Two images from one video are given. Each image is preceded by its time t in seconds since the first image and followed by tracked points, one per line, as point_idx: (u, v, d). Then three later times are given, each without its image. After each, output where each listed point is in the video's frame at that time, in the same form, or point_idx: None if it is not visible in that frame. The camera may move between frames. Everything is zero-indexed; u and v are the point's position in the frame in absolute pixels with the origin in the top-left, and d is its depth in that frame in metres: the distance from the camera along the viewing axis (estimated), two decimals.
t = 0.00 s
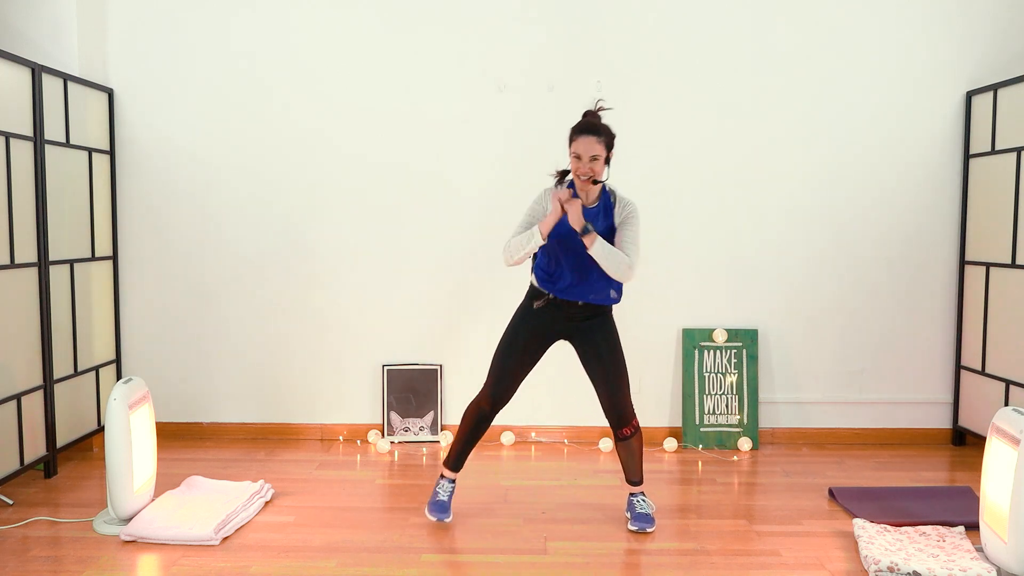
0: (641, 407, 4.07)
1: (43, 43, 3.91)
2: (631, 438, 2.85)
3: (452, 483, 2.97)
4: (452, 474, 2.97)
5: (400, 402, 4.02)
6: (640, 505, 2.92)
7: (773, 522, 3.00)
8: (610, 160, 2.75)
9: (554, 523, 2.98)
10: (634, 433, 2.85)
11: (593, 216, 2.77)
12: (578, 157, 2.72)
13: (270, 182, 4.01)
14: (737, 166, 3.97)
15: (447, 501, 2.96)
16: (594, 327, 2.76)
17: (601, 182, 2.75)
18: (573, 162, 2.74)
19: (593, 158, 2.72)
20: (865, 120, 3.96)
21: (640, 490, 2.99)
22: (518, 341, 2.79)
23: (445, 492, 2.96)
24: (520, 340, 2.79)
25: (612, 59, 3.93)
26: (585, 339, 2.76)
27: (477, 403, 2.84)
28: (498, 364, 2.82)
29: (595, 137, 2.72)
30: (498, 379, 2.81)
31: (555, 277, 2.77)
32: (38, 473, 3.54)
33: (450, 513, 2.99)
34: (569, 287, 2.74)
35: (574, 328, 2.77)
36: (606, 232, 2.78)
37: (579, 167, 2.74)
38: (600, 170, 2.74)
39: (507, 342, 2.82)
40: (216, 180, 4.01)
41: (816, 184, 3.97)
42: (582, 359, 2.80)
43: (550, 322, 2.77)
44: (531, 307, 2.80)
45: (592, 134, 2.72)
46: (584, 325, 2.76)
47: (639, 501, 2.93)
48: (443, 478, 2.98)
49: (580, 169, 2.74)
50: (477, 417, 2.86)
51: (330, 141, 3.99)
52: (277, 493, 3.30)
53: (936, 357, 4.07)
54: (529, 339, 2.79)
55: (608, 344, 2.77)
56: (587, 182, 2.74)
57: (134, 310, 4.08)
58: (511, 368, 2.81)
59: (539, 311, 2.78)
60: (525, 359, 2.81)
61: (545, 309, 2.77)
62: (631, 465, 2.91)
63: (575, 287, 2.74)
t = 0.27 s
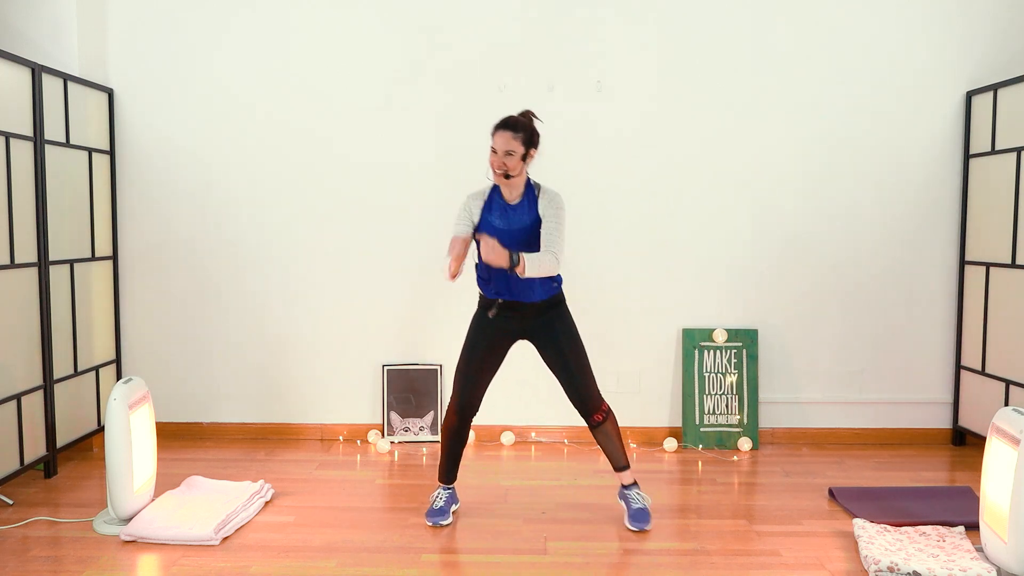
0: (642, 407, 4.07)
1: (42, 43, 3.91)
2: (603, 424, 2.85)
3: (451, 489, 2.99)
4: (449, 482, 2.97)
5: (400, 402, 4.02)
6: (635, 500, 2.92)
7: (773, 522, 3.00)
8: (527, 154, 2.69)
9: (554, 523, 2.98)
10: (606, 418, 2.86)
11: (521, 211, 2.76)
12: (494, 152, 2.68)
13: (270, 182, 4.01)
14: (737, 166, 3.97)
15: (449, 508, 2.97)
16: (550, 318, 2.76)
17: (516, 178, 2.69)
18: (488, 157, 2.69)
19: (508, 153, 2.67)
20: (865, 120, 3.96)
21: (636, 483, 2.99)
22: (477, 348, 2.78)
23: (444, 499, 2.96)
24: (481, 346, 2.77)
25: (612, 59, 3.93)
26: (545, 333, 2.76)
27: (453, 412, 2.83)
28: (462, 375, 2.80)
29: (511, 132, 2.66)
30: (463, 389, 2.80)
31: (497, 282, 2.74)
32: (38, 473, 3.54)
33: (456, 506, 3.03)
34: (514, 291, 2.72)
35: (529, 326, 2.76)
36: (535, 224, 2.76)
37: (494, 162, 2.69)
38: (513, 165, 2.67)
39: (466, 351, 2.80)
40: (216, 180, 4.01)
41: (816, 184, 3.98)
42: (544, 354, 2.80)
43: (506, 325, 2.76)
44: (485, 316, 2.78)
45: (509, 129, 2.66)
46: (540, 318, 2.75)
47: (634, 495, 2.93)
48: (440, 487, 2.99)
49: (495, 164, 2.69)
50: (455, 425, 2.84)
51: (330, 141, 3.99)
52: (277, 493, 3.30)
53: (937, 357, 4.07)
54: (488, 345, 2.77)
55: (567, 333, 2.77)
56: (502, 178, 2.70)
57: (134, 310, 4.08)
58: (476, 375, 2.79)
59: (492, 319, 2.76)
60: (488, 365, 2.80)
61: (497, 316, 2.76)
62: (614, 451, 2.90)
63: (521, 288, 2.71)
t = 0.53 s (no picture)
0: (642, 407, 4.07)
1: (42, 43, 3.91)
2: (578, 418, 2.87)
3: (451, 491, 2.97)
4: (448, 484, 2.96)
5: (400, 402, 4.02)
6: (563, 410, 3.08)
7: (773, 522, 3.00)
8: (486, 157, 2.74)
9: (553, 523, 2.98)
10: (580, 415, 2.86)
11: (487, 219, 2.75)
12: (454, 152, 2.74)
13: (270, 182, 4.01)
14: (738, 166, 3.96)
15: (450, 508, 2.96)
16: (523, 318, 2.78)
17: (474, 179, 2.72)
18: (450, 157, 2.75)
19: (468, 153, 2.72)
20: (865, 120, 3.96)
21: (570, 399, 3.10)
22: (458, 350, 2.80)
23: (445, 499, 2.95)
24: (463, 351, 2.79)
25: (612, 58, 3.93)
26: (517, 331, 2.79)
27: (445, 421, 2.83)
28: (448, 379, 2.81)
29: (472, 134, 2.74)
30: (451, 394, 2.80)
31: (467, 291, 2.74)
32: (38, 473, 3.54)
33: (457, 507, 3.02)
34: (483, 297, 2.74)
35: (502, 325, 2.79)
36: (501, 231, 2.74)
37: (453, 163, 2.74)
38: (472, 165, 2.72)
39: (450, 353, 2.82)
40: (216, 180, 4.01)
41: (816, 184, 3.97)
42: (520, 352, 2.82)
43: (480, 326, 2.79)
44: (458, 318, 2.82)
45: (470, 131, 2.74)
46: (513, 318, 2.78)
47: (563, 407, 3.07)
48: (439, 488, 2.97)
49: (456, 165, 2.73)
50: (446, 429, 2.84)
51: (330, 141, 3.99)
52: (277, 493, 3.30)
53: (937, 357, 4.07)
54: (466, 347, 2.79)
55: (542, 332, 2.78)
56: (460, 178, 2.72)
57: (134, 310, 4.08)
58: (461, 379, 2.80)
59: (463, 321, 2.80)
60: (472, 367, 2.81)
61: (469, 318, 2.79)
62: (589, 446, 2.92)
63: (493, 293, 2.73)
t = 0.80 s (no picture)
0: (642, 407, 4.07)
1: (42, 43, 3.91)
2: (597, 413, 2.89)
3: (451, 490, 2.98)
4: (449, 483, 2.97)
5: (400, 402, 4.02)
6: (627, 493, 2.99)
7: (773, 522, 3.00)
8: (526, 141, 2.81)
9: (553, 523, 2.98)
10: (599, 409, 2.88)
11: (514, 204, 2.81)
12: (496, 136, 2.76)
13: (270, 181, 4.01)
14: (738, 166, 3.96)
15: (450, 507, 2.97)
16: (543, 309, 2.81)
17: (518, 161, 2.78)
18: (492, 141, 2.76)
19: (512, 137, 2.77)
20: (865, 120, 3.96)
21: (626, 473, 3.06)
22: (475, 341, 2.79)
23: (445, 498, 2.96)
24: (480, 342, 2.79)
25: (612, 59, 3.93)
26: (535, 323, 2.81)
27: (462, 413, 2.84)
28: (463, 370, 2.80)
29: (512, 118, 2.78)
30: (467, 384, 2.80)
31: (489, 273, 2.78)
32: (38, 473, 3.54)
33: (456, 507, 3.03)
34: (506, 283, 2.77)
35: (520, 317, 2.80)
36: (529, 216, 2.82)
37: (496, 145, 2.77)
38: (517, 148, 2.77)
39: (464, 345, 2.81)
40: (216, 180, 4.01)
41: (815, 184, 3.97)
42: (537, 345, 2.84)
43: (498, 316, 2.79)
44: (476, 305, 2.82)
45: (511, 116, 2.78)
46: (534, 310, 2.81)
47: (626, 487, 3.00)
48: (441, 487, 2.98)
49: (499, 147, 2.76)
50: (458, 420, 2.83)
51: (330, 141, 3.99)
52: (277, 493, 3.30)
53: (937, 357, 4.07)
54: (483, 339, 2.79)
55: (560, 324, 2.82)
56: (504, 160, 2.76)
57: (134, 310, 4.08)
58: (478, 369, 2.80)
59: (480, 309, 2.80)
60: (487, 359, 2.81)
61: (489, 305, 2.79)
62: (608, 442, 2.93)
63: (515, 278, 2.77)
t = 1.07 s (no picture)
0: (642, 407, 4.07)
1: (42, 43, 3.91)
2: (627, 435, 2.91)
3: (455, 488, 3.01)
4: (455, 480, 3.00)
5: (400, 402, 4.02)
6: (632, 501, 2.97)
7: (773, 522, 3.00)
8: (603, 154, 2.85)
9: (553, 523, 2.98)
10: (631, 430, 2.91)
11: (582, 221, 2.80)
12: (576, 147, 2.79)
13: (270, 181, 4.01)
14: (737, 166, 3.96)
15: (450, 506, 2.98)
16: (590, 329, 2.80)
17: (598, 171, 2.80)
18: (571, 153, 2.78)
19: (591, 148, 2.80)
20: (865, 119, 3.96)
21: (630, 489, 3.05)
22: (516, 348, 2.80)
23: (448, 497, 2.99)
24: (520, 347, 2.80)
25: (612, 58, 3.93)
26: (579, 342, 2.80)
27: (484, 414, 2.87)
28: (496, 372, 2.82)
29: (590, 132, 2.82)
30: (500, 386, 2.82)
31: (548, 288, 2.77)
32: (38, 473, 3.54)
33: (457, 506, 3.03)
34: (565, 299, 2.77)
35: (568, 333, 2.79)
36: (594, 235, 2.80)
37: (576, 156, 2.79)
38: (597, 159, 2.80)
39: (504, 344, 2.83)
40: (216, 180, 4.01)
41: (815, 184, 3.97)
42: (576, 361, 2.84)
43: (546, 328, 2.78)
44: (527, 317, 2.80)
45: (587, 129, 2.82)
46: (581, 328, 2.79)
47: (630, 497, 2.99)
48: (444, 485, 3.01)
49: (578, 157, 2.79)
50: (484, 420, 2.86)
51: (330, 141, 3.99)
52: (277, 493, 3.30)
53: (937, 357, 4.07)
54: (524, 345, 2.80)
55: (603, 345, 2.81)
56: (585, 170, 2.78)
57: (134, 310, 4.08)
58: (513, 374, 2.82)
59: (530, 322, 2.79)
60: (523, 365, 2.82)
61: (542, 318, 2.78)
62: (624, 460, 2.96)
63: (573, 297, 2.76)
